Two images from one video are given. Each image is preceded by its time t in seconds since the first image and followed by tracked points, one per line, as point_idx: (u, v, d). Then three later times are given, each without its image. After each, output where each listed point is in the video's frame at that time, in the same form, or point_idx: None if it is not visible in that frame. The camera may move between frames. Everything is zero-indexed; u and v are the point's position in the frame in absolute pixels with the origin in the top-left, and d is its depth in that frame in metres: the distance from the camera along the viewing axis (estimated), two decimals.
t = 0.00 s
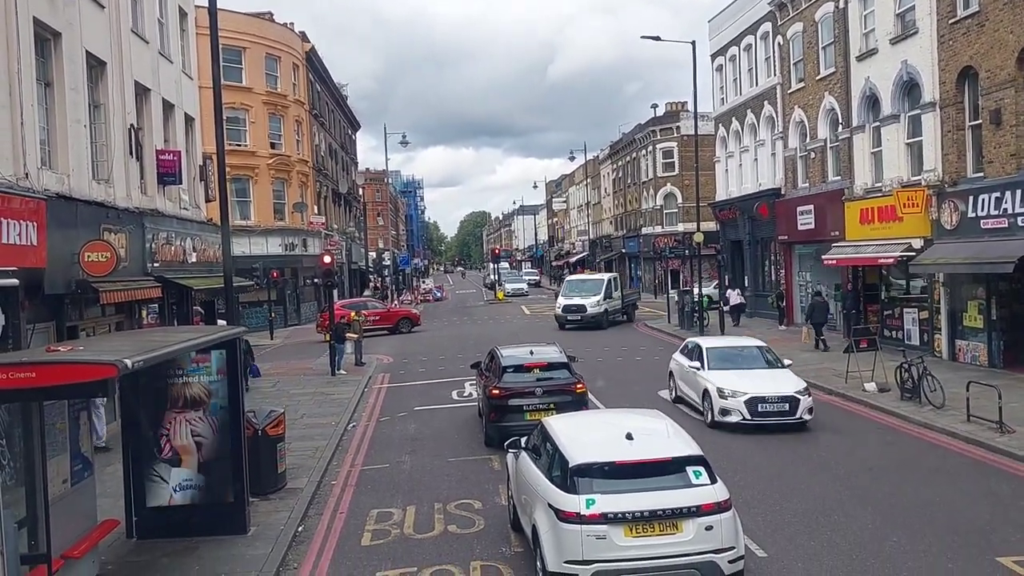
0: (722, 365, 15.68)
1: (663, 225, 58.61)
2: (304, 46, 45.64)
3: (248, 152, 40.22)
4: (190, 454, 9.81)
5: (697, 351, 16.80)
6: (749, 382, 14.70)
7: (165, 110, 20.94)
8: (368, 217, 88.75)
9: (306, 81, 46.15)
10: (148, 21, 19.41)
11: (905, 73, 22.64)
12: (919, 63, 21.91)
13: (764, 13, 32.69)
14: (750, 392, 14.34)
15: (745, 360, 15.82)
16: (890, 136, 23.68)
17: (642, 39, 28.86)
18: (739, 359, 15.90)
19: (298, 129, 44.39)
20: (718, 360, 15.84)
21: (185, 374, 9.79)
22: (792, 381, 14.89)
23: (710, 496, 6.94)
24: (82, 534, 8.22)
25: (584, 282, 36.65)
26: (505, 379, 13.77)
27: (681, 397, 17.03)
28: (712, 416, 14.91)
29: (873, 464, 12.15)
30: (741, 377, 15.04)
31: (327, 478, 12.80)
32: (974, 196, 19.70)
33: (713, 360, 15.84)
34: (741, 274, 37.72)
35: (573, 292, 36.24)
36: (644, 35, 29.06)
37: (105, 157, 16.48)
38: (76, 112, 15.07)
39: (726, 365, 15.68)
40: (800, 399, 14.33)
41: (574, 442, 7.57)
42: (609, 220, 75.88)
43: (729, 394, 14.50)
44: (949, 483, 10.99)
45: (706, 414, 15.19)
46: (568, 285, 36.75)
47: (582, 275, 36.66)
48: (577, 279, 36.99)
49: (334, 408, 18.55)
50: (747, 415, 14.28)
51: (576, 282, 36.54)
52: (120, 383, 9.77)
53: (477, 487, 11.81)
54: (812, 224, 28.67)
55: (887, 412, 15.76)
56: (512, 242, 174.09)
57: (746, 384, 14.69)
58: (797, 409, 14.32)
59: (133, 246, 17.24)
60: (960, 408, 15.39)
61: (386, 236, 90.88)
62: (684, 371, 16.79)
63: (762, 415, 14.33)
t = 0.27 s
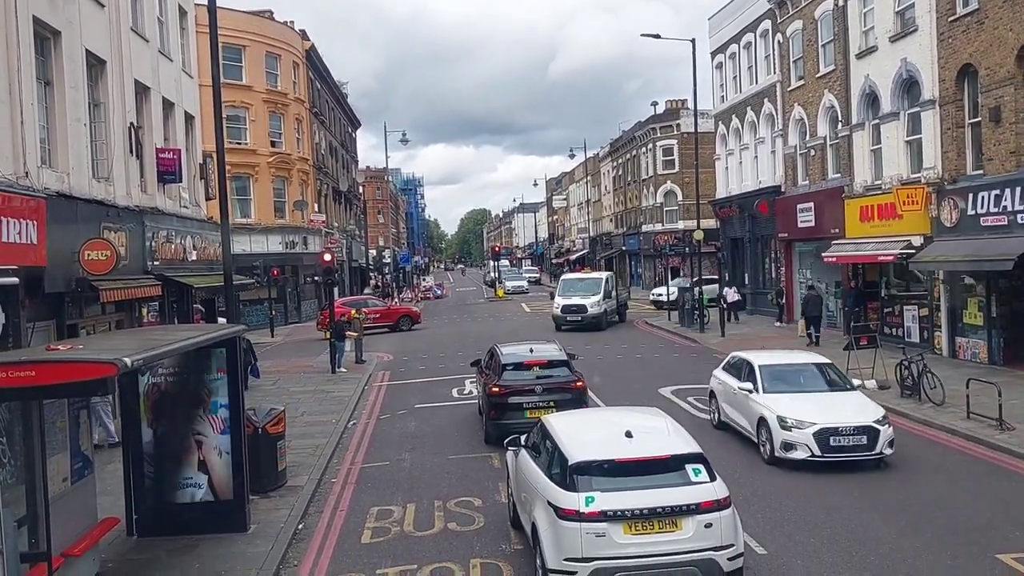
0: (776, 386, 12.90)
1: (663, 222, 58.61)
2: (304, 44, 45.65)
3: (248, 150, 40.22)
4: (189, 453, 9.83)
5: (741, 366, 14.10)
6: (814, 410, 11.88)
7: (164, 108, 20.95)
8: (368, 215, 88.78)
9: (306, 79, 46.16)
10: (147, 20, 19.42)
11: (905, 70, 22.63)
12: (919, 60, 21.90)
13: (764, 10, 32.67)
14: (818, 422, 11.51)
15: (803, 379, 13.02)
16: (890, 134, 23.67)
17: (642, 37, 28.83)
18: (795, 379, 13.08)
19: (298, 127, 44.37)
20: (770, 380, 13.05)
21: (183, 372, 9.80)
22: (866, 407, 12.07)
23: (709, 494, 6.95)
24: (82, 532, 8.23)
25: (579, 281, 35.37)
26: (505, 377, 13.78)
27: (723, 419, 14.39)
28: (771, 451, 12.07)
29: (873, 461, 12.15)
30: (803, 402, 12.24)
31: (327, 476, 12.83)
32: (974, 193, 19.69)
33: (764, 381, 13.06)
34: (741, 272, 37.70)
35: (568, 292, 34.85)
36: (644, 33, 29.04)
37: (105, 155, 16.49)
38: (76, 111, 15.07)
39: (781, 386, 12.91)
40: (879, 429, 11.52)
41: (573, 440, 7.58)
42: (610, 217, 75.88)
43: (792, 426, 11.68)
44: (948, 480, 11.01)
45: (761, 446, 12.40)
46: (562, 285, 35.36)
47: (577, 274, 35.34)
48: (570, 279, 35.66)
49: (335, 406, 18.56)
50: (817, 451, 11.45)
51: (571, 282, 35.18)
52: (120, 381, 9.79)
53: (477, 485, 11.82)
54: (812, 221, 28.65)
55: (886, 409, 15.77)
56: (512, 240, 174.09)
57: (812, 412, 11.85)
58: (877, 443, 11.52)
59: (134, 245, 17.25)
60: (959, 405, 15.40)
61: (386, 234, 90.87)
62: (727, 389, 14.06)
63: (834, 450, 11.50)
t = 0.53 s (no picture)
0: (864, 418, 10.16)
1: (665, 219, 58.58)
2: (305, 42, 45.63)
3: (250, 149, 40.23)
4: (192, 451, 9.85)
5: (809, 390, 11.45)
6: (922, 453, 9.13)
7: (166, 106, 20.96)
8: (370, 213, 88.81)
9: (308, 77, 46.17)
10: (148, 18, 19.41)
11: (907, 65, 22.58)
12: (922, 55, 21.84)
13: (766, 6, 32.62)
14: (930, 470, 8.78)
15: (895, 409, 10.26)
16: (892, 129, 23.62)
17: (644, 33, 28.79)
18: (885, 408, 10.30)
19: (300, 125, 44.35)
20: (854, 410, 10.30)
21: (186, 371, 9.82)
22: (987, 448, 9.30)
23: (711, 491, 6.95)
24: (85, 531, 8.25)
25: (578, 280, 33.83)
26: (507, 374, 13.78)
27: (786, 453, 11.67)
28: (864, 505, 9.28)
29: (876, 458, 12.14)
30: (903, 442, 9.49)
31: (330, 474, 12.85)
32: (976, 189, 19.65)
33: (846, 410, 10.32)
34: (743, 268, 37.67)
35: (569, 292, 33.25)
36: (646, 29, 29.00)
37: (106, 154, 16.49)
38: (77, 110, 15.07)
39: (870, 418, 10.16)
40: (1010, 480, 8.76)
41: (575, 438, 7.59)
42: (612, 214, 75.86)
43: (895, 473, 8.94)
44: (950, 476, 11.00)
45: (851, 498, 9.60)
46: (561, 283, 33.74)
47: (577, 273, 33.75)
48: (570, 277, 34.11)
49: (337, 404, 18.58)
50: (929, 509, 8.68)
51: (572, 281, 33.57)
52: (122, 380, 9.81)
53: (480, 482, 11.83)
54: (814, 218, 28.62)
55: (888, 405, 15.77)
56: (514, 237, 174.08)
57: (919, 456, 9.09)
58: (1008, 498, 8.75)
59: (136, 244, 17.28)
60: (962, 401, 15.39)
61: (388, 232, 90.86)
62: (794, 418, 11.35)
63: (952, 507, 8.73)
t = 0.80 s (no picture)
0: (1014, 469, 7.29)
1: (668, 215, 58.54)
2: (307, 40, 45.63)
3: (252, 147, 40.23)
4: (196, 448, 9.84)
5: (921, 428, 8.56)
6: None
7: (167, 105, 20.95)
8: (372, 211, 88.81)
9: (309, 74, 46.17)
10: (149, 17, 19.41)
11: (910, 60, 22.51)
12: (924, 50, 21.78)
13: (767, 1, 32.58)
14: None
15: None
16: (895, 124, 23.56)
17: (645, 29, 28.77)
18: None
19: (302, 123, 44.33)
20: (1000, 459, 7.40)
21: (190, 369, 9.85)
22: None
23: (716, 486, 6.94)
24: (90, 529, 8.23)
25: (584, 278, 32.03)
26: (511, 371, 13.77)
27: (893, 507, 8.70)
28: None
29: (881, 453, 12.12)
30: None
31: (334, 471, 12.85)
32: (980, 183, 19.61)
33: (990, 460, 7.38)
34: (746, 264, 37.63)
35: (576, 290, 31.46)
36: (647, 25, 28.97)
37: (108, 153, 16.47)
38: (79, 108, 15.05)
39: None
40: None
41: (580, 434, 7.57)
42: (614, 211, 75.84)
43: None
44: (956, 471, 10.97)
45: None
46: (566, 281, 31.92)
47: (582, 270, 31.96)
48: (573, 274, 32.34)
49: (340, 402, 18.58)
50: None
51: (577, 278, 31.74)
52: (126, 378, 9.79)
53: (483, 479, 11.83)
54: (817, 213, 28.58)
55: (893, 400, 15.76)
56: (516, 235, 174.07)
57: None
58: None
59: (138, 242, 17.27)
60: (966, 395, 15.36)
61: (390, 229, 90.84)
62: (909, 468, 8.41)
63: None
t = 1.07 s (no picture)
0: None
1: (669, 213, 58.54)
2: (308, 38, 45.63)
3: (254, 145, 40.24)
4: (199, 446, 9.86)
5: None
6: None
7: (169, 103, 20.97)
8: (374, 209, 88.80)
9: (311, 72, 46.18)
10: (151, 15, 19.42)
11: (912, 57, 22.47)
12: (926, 46, 21.75)
13: None
14: None
15: None
16: (897, 122, 23.52)
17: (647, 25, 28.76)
18: None
19: (303, 121, 44.30)
20: None
21: (191, 367, 9.85)
22: None
23: (718, 484, 6.95)
24: (93, 528, 8.25)
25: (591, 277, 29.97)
26: (512, 369, 13.78)
27: None
28: None
29: (883, 450, 12.13)
30: None
31: (336, 469, 12.87)
32: (982, 180, 19.60)
33: None
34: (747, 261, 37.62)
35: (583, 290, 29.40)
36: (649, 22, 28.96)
37: (110, 152, 16.47)
38: (81, 107, 15.05)
39: None
40: None
41: (582, 432, 7.58)
42: (615, 208, 75.82)
43: None
44: (958, 469, 10.98)
45: None
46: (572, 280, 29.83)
47: (590, 269, 29.91)
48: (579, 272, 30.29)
49: (342, 400, 18.59)
50: None
51: (585, 278, 29.68)
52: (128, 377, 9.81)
53: (485, 477, 11.84)
54: (818, 211, 28.56)
55: (895, 397, 15.76)
56: (518, 233, 174.05)
57: None
58: None
59: (141, 240, 17.29)
60: (968, 393, 15.36)
61: (391, 227, 90.81)
62: None
63: None
